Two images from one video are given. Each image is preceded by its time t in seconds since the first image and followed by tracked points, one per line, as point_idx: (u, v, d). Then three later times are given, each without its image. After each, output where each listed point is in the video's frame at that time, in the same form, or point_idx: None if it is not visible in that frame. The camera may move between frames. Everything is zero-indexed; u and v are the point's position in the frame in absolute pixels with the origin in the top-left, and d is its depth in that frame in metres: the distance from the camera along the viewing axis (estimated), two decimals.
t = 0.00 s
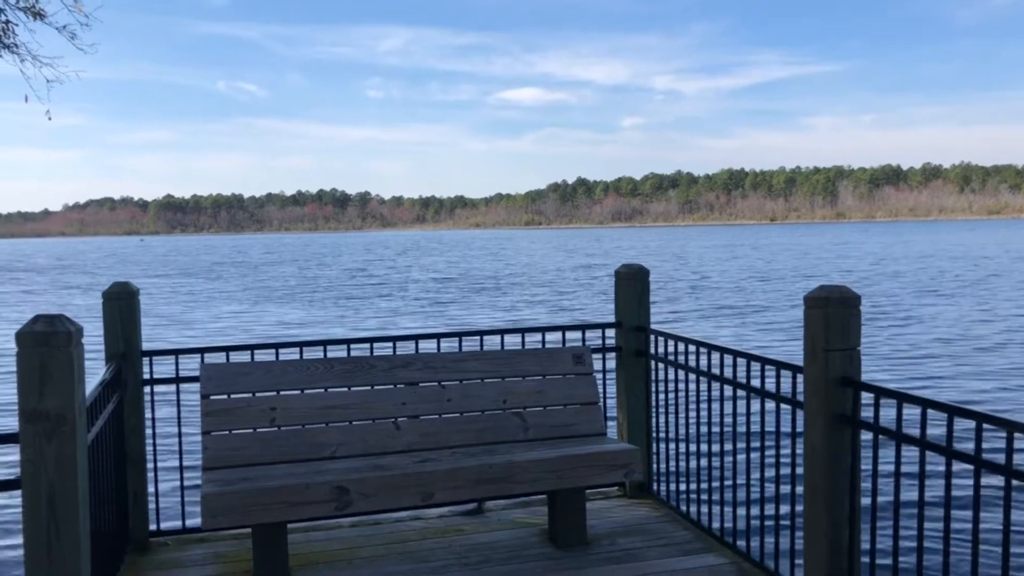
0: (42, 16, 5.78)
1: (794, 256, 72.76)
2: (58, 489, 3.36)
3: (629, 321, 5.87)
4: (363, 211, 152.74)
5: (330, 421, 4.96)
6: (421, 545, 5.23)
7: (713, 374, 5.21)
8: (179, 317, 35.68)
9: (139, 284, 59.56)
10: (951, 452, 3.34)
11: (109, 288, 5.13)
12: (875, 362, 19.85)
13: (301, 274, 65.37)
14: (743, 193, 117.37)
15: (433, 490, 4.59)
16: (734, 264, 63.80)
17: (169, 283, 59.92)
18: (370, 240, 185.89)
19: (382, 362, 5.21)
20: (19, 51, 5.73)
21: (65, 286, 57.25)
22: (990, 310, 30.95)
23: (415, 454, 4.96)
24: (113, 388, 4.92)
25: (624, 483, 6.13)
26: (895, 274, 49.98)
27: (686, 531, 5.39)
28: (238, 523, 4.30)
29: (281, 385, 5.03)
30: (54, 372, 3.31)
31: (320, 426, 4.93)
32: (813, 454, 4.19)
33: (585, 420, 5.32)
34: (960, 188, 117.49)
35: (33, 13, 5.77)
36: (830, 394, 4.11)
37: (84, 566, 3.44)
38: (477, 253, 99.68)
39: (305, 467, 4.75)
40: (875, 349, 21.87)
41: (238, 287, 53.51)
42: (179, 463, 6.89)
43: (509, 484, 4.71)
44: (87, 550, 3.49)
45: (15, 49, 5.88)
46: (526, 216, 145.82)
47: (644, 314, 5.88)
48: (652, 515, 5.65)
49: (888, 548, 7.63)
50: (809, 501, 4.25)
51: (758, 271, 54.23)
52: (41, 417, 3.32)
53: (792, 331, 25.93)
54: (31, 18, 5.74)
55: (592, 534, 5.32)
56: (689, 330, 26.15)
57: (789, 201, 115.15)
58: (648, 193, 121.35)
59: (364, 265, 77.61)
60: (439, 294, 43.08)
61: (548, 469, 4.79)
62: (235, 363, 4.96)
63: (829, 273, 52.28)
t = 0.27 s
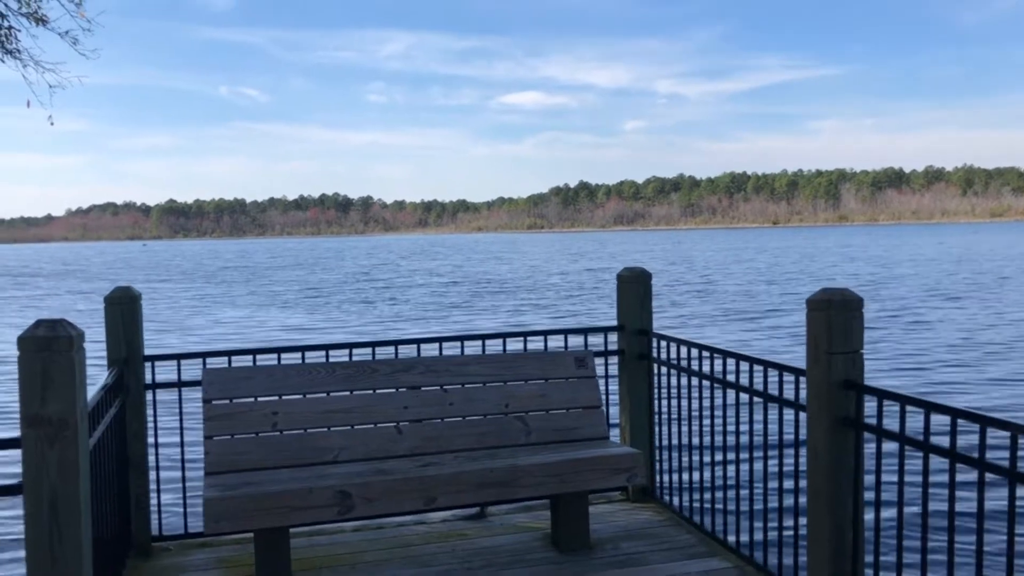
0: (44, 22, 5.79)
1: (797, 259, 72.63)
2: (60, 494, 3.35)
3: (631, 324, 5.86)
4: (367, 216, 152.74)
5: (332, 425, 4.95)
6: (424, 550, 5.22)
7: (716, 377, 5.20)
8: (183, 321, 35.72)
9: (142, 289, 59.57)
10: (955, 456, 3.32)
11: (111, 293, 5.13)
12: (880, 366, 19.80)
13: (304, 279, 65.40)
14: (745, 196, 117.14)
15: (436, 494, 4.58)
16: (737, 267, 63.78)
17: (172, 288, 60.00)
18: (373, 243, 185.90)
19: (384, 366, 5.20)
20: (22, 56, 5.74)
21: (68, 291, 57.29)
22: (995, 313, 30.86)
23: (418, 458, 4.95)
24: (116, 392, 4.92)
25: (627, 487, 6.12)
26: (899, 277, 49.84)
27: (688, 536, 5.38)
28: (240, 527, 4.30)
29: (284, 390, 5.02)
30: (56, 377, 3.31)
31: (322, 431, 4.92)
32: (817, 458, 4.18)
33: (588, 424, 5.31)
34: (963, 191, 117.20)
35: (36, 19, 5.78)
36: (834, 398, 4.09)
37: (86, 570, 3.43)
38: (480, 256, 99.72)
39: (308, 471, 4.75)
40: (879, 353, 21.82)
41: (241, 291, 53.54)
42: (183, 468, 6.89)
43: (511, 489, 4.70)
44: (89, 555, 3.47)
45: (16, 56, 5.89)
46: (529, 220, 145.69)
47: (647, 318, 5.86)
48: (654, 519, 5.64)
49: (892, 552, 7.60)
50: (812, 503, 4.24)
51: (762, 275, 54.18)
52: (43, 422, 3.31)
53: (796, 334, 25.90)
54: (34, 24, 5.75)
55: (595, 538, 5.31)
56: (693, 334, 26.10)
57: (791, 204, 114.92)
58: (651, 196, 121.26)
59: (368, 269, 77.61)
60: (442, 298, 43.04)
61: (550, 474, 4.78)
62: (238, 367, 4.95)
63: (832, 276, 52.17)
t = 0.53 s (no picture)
0: (50, 26, 5.80)
1: (803, 262, 72.45)
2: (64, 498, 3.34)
3: (636, 327, 5.85)
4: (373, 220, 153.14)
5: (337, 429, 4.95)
6: (429, 553, 5.21)
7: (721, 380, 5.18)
8: (189, 326, 35.76)
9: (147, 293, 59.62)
10: (962, 458, 3.31)
11: (117, 296, 5.13)
12: (887, 369, 19.73)
13: (309, 283, 65.45)
14: (750, 199, 116.87)
15: (441, 498, 4.57)
16: (743, 270, 63.68)
17: (178, 292, 60.12)
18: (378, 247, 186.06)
19: (389, 370, 5.20)
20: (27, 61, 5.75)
21: (74, 295, 57.37)
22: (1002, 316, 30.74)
23: (423, 461, 4.94)
24: (121, 396, 4.92)
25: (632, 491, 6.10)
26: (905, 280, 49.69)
27: (694, 539, 5.36)
28: (245, 531, 4.30)
29: (289, 394, 5.02)
30: (61, 381, 3.30)
31: (327, 434, 4.92)
32: (823, 461, 4.17)
33: (593, 428, 5.29)
34: (969, 193, 116.81)
35: (42, 24, 5.79)
36: (839, 401, 4.08)
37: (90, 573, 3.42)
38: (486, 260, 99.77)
39: (313, 474, 4.75)
40: (885, 356, 21.75)
41: (247, 295, 53.58)
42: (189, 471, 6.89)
43: (516, 492, 4.69)
44: (94, 556, 3.47)
45: (22, 60, 5.90)
46: (533, 223, 145.58)
47: (653, 321, 5.85)
48: (660, 522, 5.63)
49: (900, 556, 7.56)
50: (818, 506, 4.22)
51: (768, 278, 54.08)
52: (48, 425, 3.31)
53: (802, 338, 25.83)
54: (39, 28, 5.77)
55: (600, 541, 5.29)
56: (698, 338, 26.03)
57: (796, 207, 114.62)
58: (656, 200, 121.15)
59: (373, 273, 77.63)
60: (447, 302, 43.02)
61: (556, 477, 4.77)
62: (243, 371, 4.95)
63: (838, 279, 52.03)
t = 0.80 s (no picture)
0: (63, 29, 5.82)
1: (816, 263, 72.09)
2: (75, 497, 3.34)
3: (647, 328, 5.83)
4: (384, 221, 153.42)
5: (347, 429, 4.95)
6: (438, 554, 5.21)
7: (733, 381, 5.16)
8: (201, 326, 35.88)
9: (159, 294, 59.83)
10: (974, 460, 3.29)
11: (129, 297, 5.16)
12: (900, 371, 19.62)
13: (320, 284, 65.56)
14: (761, 200, 116.37)
15: (451, 498, 4.58)
16: (755, 271, 63.50)
17: (189, 292, 60.33)
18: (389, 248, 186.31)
19: (399, 370, 5.20)
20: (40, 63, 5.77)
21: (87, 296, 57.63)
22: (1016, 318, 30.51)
23: (434, 462, 4.94)
24: (133, 396, 4.94)
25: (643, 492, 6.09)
26: (918, 281, 49.39)
27: (705, 540, 5.35)
28: (255, 531, 4.30)
29: (299, 394, 5.03)
30: (74, 381, 3.29)
31: (338, 434, 4.92)
32: (835, 462, 4.15)
33: (604, 429, 5.29)
34: (983, 194, 116.01)
35: (55, 27, 5.82)
36: (851, 401, 4.06)
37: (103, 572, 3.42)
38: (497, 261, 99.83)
39: (323, 475, 4.76)
40: (899, 358, 21.62)
41: (259, 296, 53.69)
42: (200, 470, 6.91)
43: (526, 493, 4.68)
44: (106, 556, 3.47)
45: (36, 62, 5.93)
46: (544, 224, 145.46)
47: (663, 322, 5.84)
48: (670, 523, 5.61)
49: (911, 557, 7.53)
50: (830, 507, 4.20)
51: (779, 279, 53.93)
52: (60, 425, 3.30)
53: (814, 339, 25.74)
54: (52, 31, 5.79)
55: (611, 543, 5.28)
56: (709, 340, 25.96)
57: (808, 208, 114.08)
58: (667, 200, 120.97)
59: (384, 274, 77.73)
60: (457, 303, 43.00)
61: (566, 479, 4.77)
62: (254, 371, 4.96)
63: (851, 280, 51.77)
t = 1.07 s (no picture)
0: (80, 29, 5.86)
1: (831, 263, 71.70)
2: (93, 497, 3.30)
3: (661, 327, 5.82)
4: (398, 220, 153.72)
5: (361, 428, 4.96)
6: (452, 553, 5.22)
7: (748, 381, 5.15)
8: (216, 326, 36.06)
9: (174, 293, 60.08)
10: (991, 461, 3.27)
11: (145, 297, 5.19)
12: (917, 372, 19.49)
13: (335, 283, 65.77)
14: (776, 200, 115.84)
15: (465, 497, 4.58)
16: (769, 271, 63.34)
17: (205, 292, 60.64)
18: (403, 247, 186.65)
19: (413, 369, 5.21)
20: (57, 63, 5.81)
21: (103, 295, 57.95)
22: None
23: (448, 462, 4.95)
24: (149, 395, 4.97)
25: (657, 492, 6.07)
26: (935, 282, 49.05)
27: (719, 541, 5.34)
28: (270, 529, 4.32)
29: (314, 393, 5.05)
30: (91, 380, 3.26)
31: (352, 434, 4.94)
32: (851, 463, 4.14)
33: (618, 429, 5.28)
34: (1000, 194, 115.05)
35: (72, 27, 5.86)
36: (867, 401, 4.04)
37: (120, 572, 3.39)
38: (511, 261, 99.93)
39: (338, 474, 4.77)
40: (915, 359, 21.48)
41: (274, 296, 53.86)
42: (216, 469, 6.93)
43: (540, 493, 4.69)
44: (123, 556, 3.44)
45: (53, 62, 5.97)
46: (557, 224, 145.28)
47: (678, 321, 5.83)
48: (685, 524, 5.60)
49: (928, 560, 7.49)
50: (845, 507, 4.19)
51: (794, 280, 53.78)
52: (78, 424, 3.27)
53: (830, 340, 25.65)
54: (70, 31, 5.83)
55: (624, 543, 5.28)
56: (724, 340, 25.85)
57: (823, 208, 113.49)
58: (681, 200, 120.78)
59: (398, 274, 77.87)
60: (471, 303, 42.99)
61: (580, 478, 4.76)
62: (269, 370, 4.99)
63: (867, 281, 51.45)
